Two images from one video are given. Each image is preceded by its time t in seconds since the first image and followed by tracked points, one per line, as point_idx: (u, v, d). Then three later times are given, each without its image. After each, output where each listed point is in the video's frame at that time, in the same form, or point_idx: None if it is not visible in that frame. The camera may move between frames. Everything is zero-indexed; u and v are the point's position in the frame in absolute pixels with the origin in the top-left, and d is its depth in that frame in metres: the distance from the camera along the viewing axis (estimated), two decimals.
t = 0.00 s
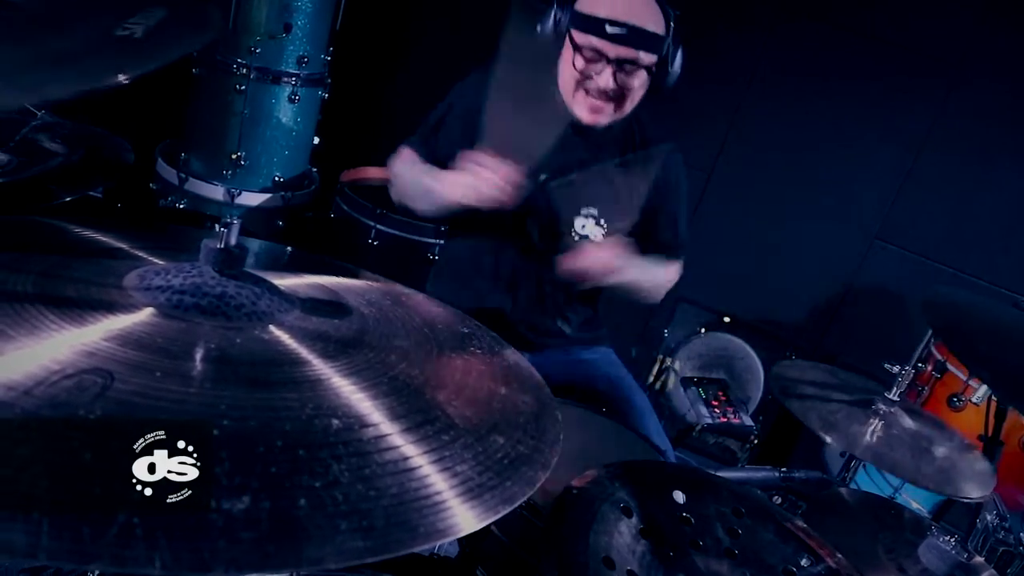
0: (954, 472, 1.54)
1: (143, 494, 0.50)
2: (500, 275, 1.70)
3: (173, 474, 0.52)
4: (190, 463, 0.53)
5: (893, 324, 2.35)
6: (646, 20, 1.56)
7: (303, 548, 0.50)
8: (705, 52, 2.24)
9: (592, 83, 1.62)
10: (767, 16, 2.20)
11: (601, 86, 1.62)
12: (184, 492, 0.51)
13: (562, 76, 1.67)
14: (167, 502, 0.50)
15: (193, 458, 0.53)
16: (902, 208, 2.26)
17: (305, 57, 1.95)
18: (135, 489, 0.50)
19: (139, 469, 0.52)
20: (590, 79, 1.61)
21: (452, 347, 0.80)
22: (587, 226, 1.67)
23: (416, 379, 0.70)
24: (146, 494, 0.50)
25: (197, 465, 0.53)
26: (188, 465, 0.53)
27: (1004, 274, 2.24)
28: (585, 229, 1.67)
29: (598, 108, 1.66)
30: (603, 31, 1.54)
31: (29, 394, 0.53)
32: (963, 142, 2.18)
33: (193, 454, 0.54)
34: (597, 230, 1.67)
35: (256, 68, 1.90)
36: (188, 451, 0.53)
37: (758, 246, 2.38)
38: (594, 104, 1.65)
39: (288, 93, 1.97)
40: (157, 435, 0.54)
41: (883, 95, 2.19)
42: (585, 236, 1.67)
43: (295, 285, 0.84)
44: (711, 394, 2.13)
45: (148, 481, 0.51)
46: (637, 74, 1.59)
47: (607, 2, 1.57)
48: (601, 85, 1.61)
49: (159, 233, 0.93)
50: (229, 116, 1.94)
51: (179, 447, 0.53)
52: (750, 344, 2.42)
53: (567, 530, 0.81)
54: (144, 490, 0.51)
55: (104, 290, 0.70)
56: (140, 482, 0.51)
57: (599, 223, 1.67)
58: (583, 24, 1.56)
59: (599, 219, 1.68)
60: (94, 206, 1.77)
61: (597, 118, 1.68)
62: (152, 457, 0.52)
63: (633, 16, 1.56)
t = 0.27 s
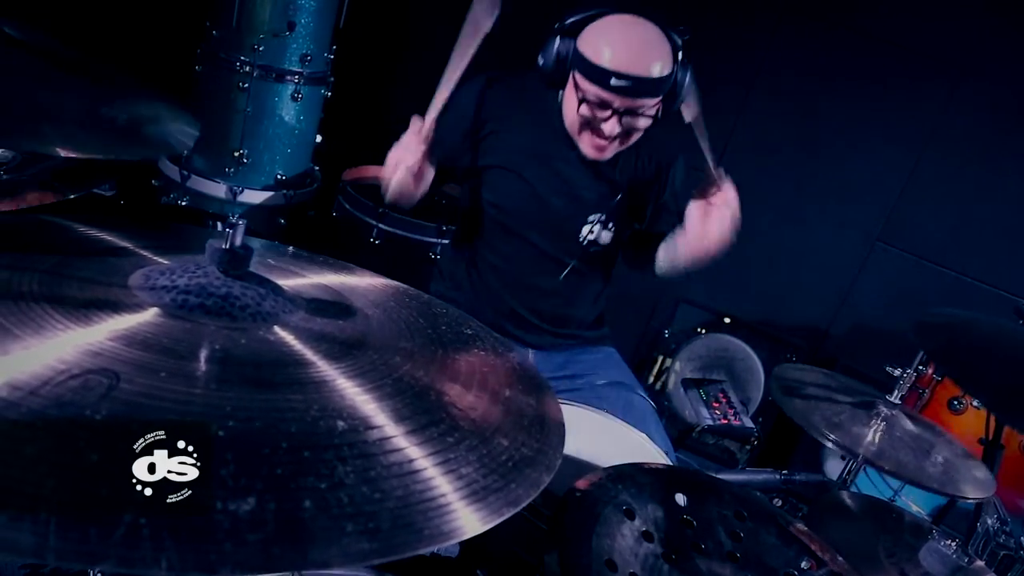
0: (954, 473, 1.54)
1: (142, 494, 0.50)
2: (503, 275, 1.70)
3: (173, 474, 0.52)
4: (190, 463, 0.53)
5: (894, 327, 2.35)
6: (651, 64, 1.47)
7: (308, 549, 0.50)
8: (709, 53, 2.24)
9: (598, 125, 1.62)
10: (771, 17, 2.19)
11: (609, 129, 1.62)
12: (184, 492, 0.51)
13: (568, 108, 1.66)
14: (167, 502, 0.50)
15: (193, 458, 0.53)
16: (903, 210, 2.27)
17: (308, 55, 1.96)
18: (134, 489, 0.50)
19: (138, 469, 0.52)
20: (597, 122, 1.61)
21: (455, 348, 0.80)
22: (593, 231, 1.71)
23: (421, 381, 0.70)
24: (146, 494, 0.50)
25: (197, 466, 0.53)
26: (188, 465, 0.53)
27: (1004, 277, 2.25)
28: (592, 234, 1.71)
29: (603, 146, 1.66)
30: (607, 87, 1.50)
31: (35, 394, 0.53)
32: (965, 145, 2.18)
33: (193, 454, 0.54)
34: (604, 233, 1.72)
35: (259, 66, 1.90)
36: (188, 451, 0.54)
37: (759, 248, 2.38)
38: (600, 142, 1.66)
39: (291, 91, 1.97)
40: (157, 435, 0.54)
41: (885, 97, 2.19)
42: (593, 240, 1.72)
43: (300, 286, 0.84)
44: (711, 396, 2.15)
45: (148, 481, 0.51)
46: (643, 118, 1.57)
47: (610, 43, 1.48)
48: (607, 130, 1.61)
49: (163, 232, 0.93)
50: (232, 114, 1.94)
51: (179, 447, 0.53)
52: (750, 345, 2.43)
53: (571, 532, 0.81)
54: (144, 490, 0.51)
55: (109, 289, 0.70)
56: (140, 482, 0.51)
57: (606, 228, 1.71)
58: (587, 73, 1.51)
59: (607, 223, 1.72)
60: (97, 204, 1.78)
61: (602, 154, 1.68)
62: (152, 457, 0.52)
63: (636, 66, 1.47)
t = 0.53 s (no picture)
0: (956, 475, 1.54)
1: (143, 494, 0.50)
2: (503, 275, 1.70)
3: (173, 474, 0.52)
4: (190, 463, 0.53)
5: (894, 327, 2.35)
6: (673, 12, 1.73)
7: (311, 550, 0.50)
8: (710, 54, 2.24)
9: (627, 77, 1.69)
10: (772, 17, 2.19)
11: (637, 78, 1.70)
12: (184, 492, 0.51)
13: (591, 68, 1.70)
14: (167, 502, 0.50)
15: (193, 458, 0.53)
16: (904, 211, 2.26)
17: (309, 55, 1.96)
18: (135, 489, 0.50)
19: (138, 469, 0.52)
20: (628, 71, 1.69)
21: (457, 349, 0.80)
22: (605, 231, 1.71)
23: (423, 381, 0.70)
24: (146, 494, 0.50)
25: (197, 466, 0.53)
26: (188, 465, 0.53)
27: (1005, 278, 2.24)
28: (605, 233, 1.72)
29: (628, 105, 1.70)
30: (641, 22, 1.68)
31: (37, 394, 0.53)
32: (966, 146, 2.18)
33: (193, 454, 0.54)
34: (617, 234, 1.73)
35: (260, 66, 1.90)
36: (188, 451, 0.53)
37: (760, 248, 2.38)
38: (625, 99, 1.69)
39: (292, 91, 1.97)
40: (156, 435, 0.54)
41: (886, 96, 2.19)
42: (605, 239, 1.72)
43: (302, 286, 0.84)
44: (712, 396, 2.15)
45: (148, 481, 0.51)
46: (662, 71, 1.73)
47: None
48: (637, 77, 1.70)
49: (166, 231, 0.93)
50: (233, 114, 1.94)
51: (179, 447, 0.53)
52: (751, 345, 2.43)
53: (573, 533, 0.81)
54: (144, 490, 0.50)
55: (111, 289, 0.70)
56: (140, 482, 0.51)
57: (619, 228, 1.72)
58: (614, 20, 1.68)
59: (619, 222, 1.72)
60: (99, 203, 1.78)
61: (628, 115, 1.70)
62: (152, 457, 0.52)
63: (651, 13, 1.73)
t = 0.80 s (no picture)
0: (956, 479, 1.54)
1: (143, 494, 0.51)
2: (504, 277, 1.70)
3: (173, 474, 0.52)
4: (191, 463, 0.53)
5: (895, 330, 2.35)
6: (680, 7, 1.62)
7: (311, 554, 0.50)
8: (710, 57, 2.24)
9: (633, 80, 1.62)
10: (772, 20, 2.20)
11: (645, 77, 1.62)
12: (185, 492, 0.51)
13: (599, 71, 1.64)
14: (168, 502, 0.51)
15: (193, 458, 0.54)
16: (904, 214, 2.27)
17: (310, 57, 1.96)
18: (135, 489, 0.51)
19: (140, 469, 0.52)
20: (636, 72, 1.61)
21: (457, 353, 0.81)
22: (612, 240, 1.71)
23: (424, 385, 0.70)
24: (145, 494, 0.51)
25: (197, 466, 0.53)
26: (188, 465, 0.53)
27: (1005, 281, 2.24)
28: (611, 243, 1.71)
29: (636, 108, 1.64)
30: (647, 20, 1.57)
31: (38, 397, 0.53)
32: (966, 149, 2.18)
33: (193, 454, 0.54)
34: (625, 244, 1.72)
35: (261, 67, 1.90)
36: (188, 451, 0.54)
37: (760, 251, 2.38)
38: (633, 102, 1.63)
39: (293, 92, 1.97)
40: (157, 435, 0.54)
41: (887, 101, 2.19)
42: (611, 249, 1.72)
43: (303, 289, 0.84)
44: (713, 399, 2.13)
45: (148, 482, 0.51)
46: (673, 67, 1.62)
47: None
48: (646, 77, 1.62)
49: (167, 234, 0.93)
50: (234, 115, 1.95)
51: (180, 447, 0.54)
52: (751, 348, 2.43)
53: (573, 537, 0.81)
54: (145, 490, 0.51)
55: (112, 292, 0.70)
56: (141, 482, 0.51)
57: (627, 236, 1.72)
58: (616, 22, 1.59)
59: (627, 232, 1.72)
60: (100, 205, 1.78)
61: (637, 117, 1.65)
62: (153, 457, 0.53)
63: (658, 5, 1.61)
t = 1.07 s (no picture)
0: (957, 481, 1.54)
1: (143, 493, 0.51)
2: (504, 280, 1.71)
3: (173, 473, 0.52)
4: (190, 463, 0.53)
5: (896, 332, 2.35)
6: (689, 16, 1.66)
7: (312, 557, 0.51)
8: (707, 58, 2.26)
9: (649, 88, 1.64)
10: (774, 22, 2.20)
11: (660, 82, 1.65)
12: (184, 492, 0.52)
13: (613, 80, 1.66)
14: (167, 501, 0.51)
15: (193, 458, 0.54)
16: (905, 216, 2.27)
17: (311, 59, 1.96)
18: (135, 489, 0.51)
19: (139, 469, 0.52)
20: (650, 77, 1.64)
21: (457, 354, 0.81)
22: (621, 253, 1.76)
23: (424, 387, 0.71)
24: (145, 494, 0.51)
25: (197, 465, 0.53)
26: (188, 465, 0.53)
27: (1006, 283, 2.24)
28: (621, 255, 1.77)
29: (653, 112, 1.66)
30: (660, 25, 1.62)
31: (41, 400, 0.54)
32: (966, 150, 2.18)
33: (193, 454, 0.54)
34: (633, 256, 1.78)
35: (262, 69, 1.91)
36: (188, 451, 0.54)
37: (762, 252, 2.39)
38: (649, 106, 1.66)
39: (294, 95, 1.97)
40: (157, 435, 0.54)
41: (887, 102, 2.19)
42: (621, 262, 1.78)
43: (304, 291, 0.84)
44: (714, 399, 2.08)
45: (148, 481, 0.52)
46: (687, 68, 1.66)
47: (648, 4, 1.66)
48: (661, 81, 1.64)
49: (168, 236, 0.94)
50: (235, 117, 1.95)
51: (179, 447, 0.54)
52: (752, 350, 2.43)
53: (573, 538, 0.81)
54: (144, 490, 0.51)
55: (114, 295, 0.70)
56: (140, 482, 0.51)
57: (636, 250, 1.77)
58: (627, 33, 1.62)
59: (635, 245, 1.77)
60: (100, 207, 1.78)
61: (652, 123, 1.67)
62: (152, 457, 0.53)
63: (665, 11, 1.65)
